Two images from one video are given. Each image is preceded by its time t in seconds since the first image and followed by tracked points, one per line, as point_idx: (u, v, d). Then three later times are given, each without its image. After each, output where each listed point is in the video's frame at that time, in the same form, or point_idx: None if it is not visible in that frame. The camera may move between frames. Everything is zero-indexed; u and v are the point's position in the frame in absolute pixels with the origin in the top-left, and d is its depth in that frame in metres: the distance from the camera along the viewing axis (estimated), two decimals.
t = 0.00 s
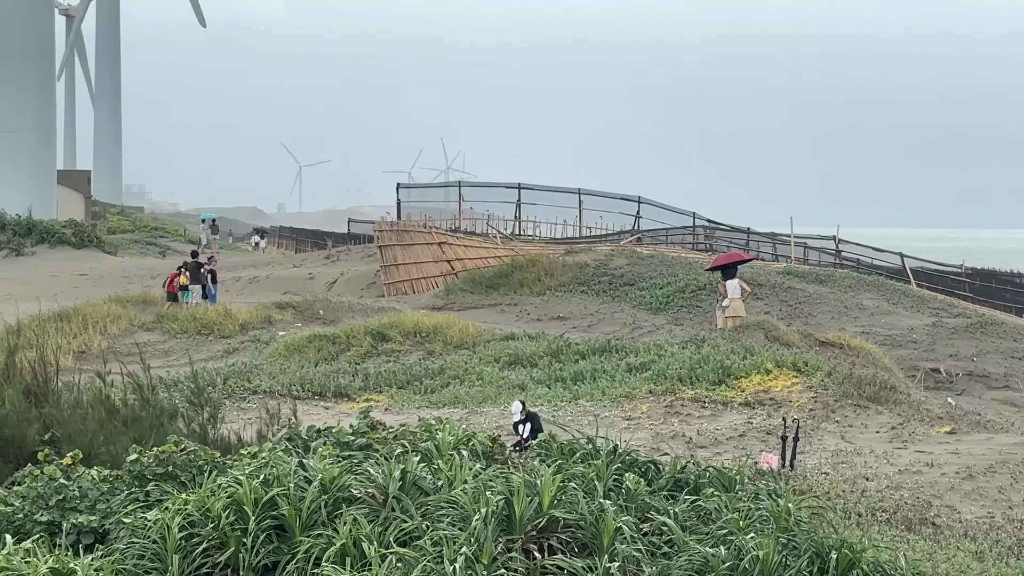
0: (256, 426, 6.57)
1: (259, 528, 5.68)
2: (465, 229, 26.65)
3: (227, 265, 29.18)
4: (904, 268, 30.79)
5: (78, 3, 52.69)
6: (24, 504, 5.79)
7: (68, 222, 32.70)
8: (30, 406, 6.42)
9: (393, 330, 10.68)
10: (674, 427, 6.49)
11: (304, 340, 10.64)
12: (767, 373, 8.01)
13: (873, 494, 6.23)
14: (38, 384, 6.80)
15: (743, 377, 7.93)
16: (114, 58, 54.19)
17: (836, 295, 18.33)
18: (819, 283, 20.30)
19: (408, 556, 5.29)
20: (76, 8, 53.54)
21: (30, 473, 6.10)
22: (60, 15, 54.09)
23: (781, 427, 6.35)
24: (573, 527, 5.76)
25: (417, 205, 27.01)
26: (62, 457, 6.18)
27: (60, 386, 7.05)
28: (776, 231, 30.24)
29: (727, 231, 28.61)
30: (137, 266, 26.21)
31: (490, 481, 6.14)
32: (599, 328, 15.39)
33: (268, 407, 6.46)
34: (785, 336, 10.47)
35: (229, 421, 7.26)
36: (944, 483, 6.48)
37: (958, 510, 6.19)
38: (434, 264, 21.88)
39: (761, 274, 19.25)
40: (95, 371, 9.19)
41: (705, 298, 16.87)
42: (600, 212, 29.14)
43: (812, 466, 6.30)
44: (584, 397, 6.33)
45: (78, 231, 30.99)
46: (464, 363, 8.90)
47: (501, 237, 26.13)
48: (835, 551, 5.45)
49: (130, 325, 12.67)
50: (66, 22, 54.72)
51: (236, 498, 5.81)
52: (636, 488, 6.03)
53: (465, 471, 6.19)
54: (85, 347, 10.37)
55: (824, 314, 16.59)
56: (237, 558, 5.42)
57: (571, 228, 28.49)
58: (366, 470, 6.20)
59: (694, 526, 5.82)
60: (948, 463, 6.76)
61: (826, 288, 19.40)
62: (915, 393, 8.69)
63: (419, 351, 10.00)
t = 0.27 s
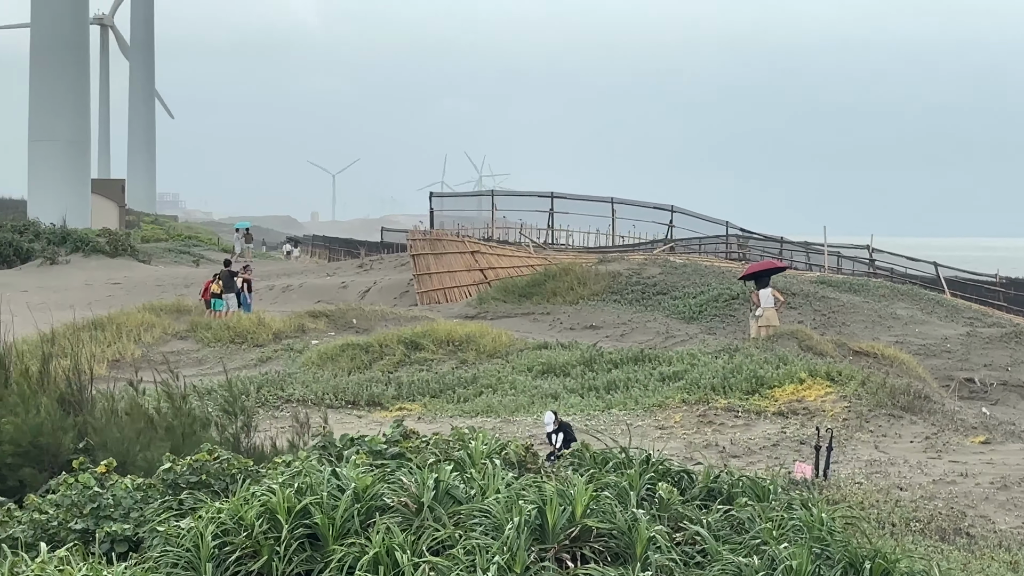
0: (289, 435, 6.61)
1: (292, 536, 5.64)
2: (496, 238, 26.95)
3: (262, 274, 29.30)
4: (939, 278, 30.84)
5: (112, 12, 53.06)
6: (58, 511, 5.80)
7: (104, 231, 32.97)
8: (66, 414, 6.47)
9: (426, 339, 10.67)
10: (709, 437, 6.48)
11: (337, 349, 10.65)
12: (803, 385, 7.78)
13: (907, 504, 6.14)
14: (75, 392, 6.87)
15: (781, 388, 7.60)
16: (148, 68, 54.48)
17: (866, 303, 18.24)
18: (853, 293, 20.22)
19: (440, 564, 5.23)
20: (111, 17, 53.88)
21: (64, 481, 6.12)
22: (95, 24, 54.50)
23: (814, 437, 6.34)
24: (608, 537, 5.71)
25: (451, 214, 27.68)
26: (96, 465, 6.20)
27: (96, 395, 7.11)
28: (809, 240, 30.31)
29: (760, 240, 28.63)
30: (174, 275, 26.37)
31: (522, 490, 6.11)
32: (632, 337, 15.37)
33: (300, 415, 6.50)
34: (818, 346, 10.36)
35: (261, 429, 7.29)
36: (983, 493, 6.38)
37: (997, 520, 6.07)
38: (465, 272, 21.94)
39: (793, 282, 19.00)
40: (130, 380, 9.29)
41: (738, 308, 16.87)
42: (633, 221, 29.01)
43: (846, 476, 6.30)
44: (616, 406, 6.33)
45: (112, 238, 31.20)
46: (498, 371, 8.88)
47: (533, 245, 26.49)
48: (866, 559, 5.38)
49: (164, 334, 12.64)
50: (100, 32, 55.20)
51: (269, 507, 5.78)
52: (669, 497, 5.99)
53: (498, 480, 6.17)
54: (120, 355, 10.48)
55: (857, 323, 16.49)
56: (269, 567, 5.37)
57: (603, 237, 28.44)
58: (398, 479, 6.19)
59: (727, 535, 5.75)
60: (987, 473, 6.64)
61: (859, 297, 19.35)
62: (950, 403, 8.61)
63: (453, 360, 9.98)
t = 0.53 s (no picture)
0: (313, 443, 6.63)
1: (317, 545, 5.62)
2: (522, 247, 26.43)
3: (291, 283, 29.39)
4: (965, 286, 31.19)
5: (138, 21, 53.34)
6: (84, 520, 5.79)
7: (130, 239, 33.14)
8: (92, 423, 6.48)
9: (451, 348, 10.67)
10: (735, 446, 6.64)
11: (362, 357, 10.65)
12: (828, 394, 7.81)
13: (933, 513, 6.06)
14: (99, 400, 6.90)
15: (806, 397, 7.65)
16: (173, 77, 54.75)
17: (890, 312, 18.19)
18: (879, 302, 20.20)
19: (466, 574, 5.18)
20: (137, 26, 54.11)
21: (90, 489, 6.13)
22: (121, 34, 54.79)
23: (842, 445, 6.32)
24: (634, 545, 5.65)
25: (476, 223, 26.53)
26: (122, 473, 6.21)
27: (123, 403, 7.13)
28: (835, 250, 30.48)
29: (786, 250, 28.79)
30: (202, 284, 26.51)
31: (547, 499, 6.09)
32: (656, 346, 15.32)
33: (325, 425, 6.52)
34: (846, 355, 10.29)
35: (286, 437, 7.30)
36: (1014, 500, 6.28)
37: None
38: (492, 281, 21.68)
39: (818, 291, 18.76)
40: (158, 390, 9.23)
41: (763, 317, 16.88)
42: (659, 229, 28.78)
43: (871, 486, 6.31)
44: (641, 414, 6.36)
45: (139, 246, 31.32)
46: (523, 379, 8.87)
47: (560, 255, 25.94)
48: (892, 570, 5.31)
49: (189, 343, 12.59)
50: (126, 42, 55.53)
51: (295, 515, 5.76)
52: (694, 507, 5.94)
53: (523, 489, 6.16)
54: (146, 363, 10.48)
55: (883, 330, 16.42)
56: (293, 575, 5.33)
57: (630, 245, 28.03)
58: (423, 488, 6.17)
59: (752, 544, 5.69)
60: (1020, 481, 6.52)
61: (885, 305, 19.31)
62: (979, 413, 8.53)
63: (478, 369, 9.97)
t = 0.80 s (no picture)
0: (334, 453, 6.64)
1: (339, 555, 5.61)
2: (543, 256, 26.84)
3: (316, 292, 29.60)
4: (989, 296, 31.44)
5: (157, 30, 53.32)
6: (107, 530, 5.77)
7: (152, 249, 33.14)
8: (114, 432, 6.50)
9: (473, 358, 10.67)
10: (758, 456, 6.69)
11: (384, 367, 10.65)
12: (850, 403, 7.80)
13: (956, 523, 6.03)
14: (121, 409, 6.92)
15: (827, 406, 7.65)
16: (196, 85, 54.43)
17: (910, 320, 18.15)
18: (902, 311, 20.15)
19: None
20: (159, 36, 54.11)
21: (112, 499, 6.12)
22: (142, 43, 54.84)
23: (864, 455, 6.30)
24: (657, 556, 5.62)
25: (497, 232, 27.25)
26: (144, 482, 6.21)
27: (146, 412, 7.14)
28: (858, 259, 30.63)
29: (809, 259, 28.95)
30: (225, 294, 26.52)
31: (570, 508, 6.07)
32: (679, 355, 15.28)
33: (346, 435, 6.54)
34: (866, 365, 10.28)
35: (307, 446, 7.30)
36: None
37: None
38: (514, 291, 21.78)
39: (841, 300, 18.61)
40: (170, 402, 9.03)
41: (786, 326, 16.85)
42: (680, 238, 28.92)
43: (894, 496, 6.29)
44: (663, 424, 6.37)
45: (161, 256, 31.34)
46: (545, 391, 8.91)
47: (581, 264, 26.30)
48: None
49: (211, 352, 12.54)
50: (147, 51, 55.59)
51: (317, 525, 5.75)
52: (717, 516, 5.91)
53: (545, 499, 6.14)
54: (167, 374, 10.40)
55: (906, 339, 16.36)
56: None
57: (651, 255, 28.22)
58: (446, 497, 6.16)
59: (775, 554, 5.64)
60: None
61: (907, 315, 19.29)
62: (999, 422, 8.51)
63: (499, 379, 9.94)
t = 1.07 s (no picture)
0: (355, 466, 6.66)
1: (360, 567, 5.58)
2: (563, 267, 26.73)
3: (337, 304, 29.67)
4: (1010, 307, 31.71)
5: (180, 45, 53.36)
6: (128, 542, 5.74)
7: (174, 262, 33.25)
8: (135, 445, 6.51)
9: (494, 370, 10.67)
10: (779, 469, 6.71)
11: (405, 379, 10.63)
12: (872, 416, 7.79)
13: (977, 536, 5.98)
14: (143, 421, 6.93)
15: (849, 418, 7.66)
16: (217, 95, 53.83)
17: (929, 332, 18.13)
18: (922, 322, 20.13)
19: None
20: (180, 50, 54.27)
21: (133, 512, 6.11)
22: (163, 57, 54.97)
23: (885, 467, 6.28)
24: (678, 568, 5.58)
25: (518, 244, 27.90)
26: (165, 494, 6.21)
27: (167, 424, 7.15)
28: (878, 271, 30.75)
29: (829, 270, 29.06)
30: (246, 306, 26.47)
31: (591, 520, 6.05)
32: (700, 368, 15.25)
33: (369, 448, 6.55)
34: (888, 376, 10.27)
35: (329, 460, 7.31)
36: None
37: None
38: (534, 303, 21.70)
39: (861, 312, 18.58)
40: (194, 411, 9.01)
41: (807, 338, 16.85)
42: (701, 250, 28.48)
43: (914, 509, 6.26)
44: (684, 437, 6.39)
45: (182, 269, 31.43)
46: (566, 404, 8.91)
47: (601, 275, 26.03)
48: None
49: (233, 364, 12.50)
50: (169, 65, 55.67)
51: (338, 537, 5.73)
52: (738, 528, 5.88)
53: (566, 511, 6.12)
54: (188, 387, 10.29)
55: (927, 352, 16.31)
56: None
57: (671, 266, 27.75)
58: (466, 509, 6.13)
59: (797, 566, 5.59)
60: None
61: (929, 327, 19.25)
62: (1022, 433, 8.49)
63: (520, 392, 9.92)
